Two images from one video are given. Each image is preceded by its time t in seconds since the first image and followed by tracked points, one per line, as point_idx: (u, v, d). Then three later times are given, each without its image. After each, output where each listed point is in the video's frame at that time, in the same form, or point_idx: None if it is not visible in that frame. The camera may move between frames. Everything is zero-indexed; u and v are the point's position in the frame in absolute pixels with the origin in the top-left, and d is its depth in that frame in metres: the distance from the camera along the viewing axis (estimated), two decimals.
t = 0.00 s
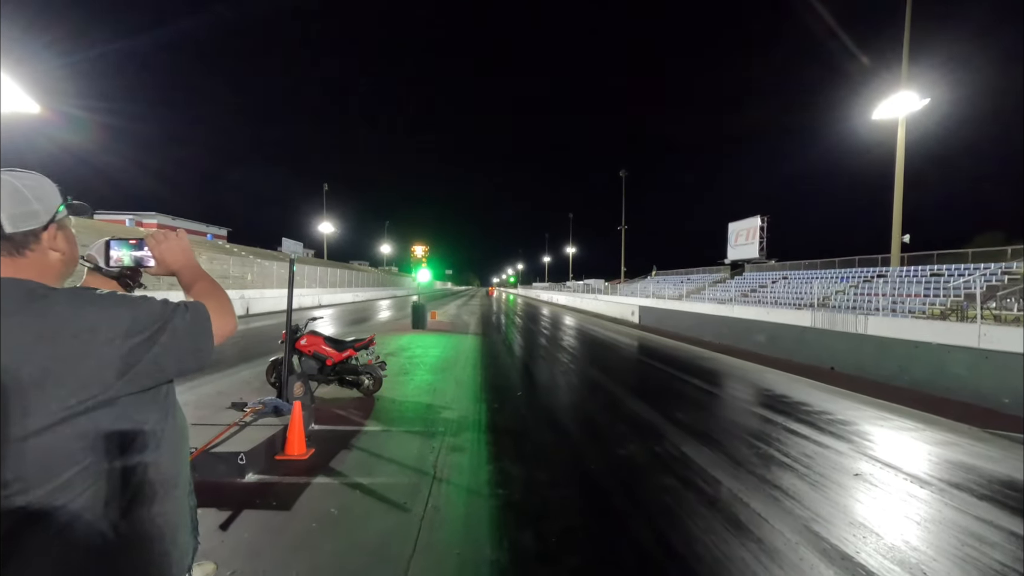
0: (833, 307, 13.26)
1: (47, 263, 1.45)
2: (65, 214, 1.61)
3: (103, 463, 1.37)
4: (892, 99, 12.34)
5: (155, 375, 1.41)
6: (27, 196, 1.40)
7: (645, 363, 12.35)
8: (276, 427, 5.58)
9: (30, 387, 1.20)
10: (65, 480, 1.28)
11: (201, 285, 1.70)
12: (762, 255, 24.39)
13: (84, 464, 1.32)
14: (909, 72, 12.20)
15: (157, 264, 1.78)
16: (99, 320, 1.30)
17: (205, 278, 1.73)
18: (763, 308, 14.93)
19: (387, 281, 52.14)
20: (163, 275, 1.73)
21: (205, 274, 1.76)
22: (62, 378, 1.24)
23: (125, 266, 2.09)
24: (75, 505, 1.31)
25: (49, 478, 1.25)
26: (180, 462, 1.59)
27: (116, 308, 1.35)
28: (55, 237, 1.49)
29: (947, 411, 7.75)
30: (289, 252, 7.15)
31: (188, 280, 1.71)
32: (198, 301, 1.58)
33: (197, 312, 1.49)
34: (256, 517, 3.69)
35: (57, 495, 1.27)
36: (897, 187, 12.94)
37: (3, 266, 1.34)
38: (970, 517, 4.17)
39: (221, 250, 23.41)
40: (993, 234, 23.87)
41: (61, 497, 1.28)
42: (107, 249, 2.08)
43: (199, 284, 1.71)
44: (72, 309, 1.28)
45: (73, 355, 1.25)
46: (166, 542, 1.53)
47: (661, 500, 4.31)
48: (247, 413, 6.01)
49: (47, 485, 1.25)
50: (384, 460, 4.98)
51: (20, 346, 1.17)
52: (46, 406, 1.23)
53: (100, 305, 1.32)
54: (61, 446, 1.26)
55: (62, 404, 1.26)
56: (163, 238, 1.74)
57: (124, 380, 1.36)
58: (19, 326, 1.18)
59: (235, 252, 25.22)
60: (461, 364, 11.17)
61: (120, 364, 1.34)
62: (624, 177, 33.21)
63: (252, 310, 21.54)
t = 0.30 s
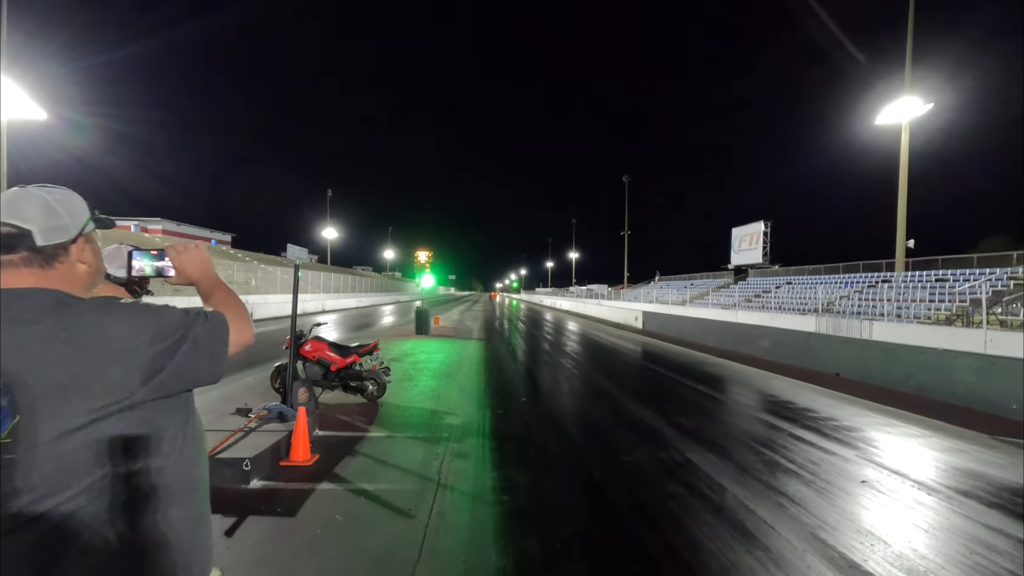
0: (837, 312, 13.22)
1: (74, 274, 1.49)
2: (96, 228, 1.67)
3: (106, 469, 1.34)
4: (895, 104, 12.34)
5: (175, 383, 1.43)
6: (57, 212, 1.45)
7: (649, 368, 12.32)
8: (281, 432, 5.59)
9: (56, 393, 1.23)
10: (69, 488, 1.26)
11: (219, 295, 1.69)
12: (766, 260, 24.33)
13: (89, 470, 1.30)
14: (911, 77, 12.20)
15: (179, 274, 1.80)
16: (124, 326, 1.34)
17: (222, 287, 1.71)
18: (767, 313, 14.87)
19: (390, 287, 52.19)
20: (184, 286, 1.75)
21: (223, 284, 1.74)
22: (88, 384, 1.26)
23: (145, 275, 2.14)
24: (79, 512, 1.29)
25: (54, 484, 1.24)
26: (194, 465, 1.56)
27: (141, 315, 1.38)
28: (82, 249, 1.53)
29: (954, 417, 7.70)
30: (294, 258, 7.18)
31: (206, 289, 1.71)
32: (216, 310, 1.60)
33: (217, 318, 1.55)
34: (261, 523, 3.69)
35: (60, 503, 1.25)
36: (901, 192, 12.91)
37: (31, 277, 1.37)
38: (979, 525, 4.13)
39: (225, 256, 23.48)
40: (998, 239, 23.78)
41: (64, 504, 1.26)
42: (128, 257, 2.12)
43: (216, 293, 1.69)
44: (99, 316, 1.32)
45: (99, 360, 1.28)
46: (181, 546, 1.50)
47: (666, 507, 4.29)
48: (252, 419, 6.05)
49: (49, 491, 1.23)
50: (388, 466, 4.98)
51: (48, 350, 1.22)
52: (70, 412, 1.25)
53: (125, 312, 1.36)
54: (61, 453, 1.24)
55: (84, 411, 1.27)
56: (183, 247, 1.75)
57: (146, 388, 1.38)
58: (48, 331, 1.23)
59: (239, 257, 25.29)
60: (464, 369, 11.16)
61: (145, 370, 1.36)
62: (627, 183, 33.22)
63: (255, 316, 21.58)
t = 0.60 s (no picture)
0: (840, 316, 13.18)
1: (124, 281, 1.53)
2: (145, 240, 1.72)
3: (108, 475, 1.30)
4: (897, 108, 12.34)
5: (215, 385, 1.47)
6: (112, 223, 1.52)
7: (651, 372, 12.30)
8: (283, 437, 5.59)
9: (106, 393, 1.28)
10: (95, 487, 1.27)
11: (252, 305, 1.69)
12: (769, 264, 24.28)
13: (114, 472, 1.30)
14: (914, 81, 12.21)
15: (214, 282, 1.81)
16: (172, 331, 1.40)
17: (256, 298, 1.72)
18: (769, 317, 14.83)
19: (392, 291, 52.23)
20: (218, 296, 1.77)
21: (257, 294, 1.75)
22: (137, 384, 1.32)
23: (181, 284, 2.24)
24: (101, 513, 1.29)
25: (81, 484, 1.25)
26: (218, 469, 1.53)
27: (185, 322, 1.44)
28: (132, 258, 1.57)
29: (958, 422, 7.66)
30: (296, 262, 7.19)
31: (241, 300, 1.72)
32: (253, 318, 1.61)
33: (255, 326, 1.59)
34: (263, 528, 3.69)
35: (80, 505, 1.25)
36: (904, 196, 12.90)
37: (84, 282, 1.43)
38: (985, 531, 4.11)
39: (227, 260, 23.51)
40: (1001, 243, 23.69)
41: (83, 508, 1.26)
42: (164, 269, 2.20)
43: (250, 303, 1.70)
44: (148, 322, 1.39)
45: (148, 361, 1.34)
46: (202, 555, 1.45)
47: (670, 512, 4.28)
48: (254, 424, 6.01)
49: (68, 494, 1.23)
50: (390, 470, 4.97)
51: (99, 352, 1.28)
52: (118, 411, 1.29)
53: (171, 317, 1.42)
54: (76, 457, 1.25)
55: (131, 411, 1.31)
56: (219, 256, 1.74)
57: (189, 390, 1.43)
58: (104, 334, 1.31)
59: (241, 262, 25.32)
60: (466, 374, 11.15)
61: (189, 373, 1.42)
62: (629, 187, 33.24)
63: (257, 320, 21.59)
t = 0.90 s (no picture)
0: (842, 320, 13.16)
1: (188, 291, 1.52)
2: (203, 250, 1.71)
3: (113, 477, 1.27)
4: (897, 113, 12.36)
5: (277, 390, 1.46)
6: (178, 235, 1.52)
7: (653, 377, 12.28)
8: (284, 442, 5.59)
9: (180, 399, 1.27)
10: (169, 491, 1.27)
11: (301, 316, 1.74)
12: (770, 268, 24.27)
13: (187, 477, 1.28)
14: (914, 85, 12.22)
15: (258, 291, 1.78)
16: (239, 338, 1.38)
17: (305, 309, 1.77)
18: (771, 321, 14.80)
19: (394, 295, 52.35)
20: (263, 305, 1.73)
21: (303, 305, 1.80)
22: (208, 391, 1.30)
23: (227, 294, 2.31)
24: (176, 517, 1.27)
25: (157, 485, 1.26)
26: (274, 469, 1.53)
27: (249, 328, 1.42)
28: (196, 268, 1.57)
29: (961, 427, 7.63)
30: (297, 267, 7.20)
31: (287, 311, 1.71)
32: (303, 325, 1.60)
33: (309, 333, 1.55)
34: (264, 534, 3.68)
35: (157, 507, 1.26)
36: (905, 200, 12.90)
37: (154, 294, 1.43)
38: (989, 537, 4.08)
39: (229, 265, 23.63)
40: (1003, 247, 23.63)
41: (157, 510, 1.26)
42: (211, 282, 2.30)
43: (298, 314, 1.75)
44: (216, 328, 1.37)
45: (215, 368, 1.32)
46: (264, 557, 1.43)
47: (672, 518, 4.26)
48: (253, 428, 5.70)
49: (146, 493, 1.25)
50: (392, 476, 4.96)
51: (170, 359, 1.27)
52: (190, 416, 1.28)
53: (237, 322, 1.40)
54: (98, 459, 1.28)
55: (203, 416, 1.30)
56: (266, 268, 1.73)
57: (254, 396, 1.41)
58: (177, 341, 1.29)
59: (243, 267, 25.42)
60: (467, 378, 11.15)
61: (253, 380, 1.40)
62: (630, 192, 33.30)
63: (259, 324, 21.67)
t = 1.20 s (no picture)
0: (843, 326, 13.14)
1: (237, 296, 1.60)
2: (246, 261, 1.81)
3: (132, 472, 1.34)
4: (898, 118, 12.37)
5: (323, 391, 1.52)
6: (228, 243, 1.61)
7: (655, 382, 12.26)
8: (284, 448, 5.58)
9: (242, 397, 1.32)
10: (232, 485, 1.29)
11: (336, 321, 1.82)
12: (770, 273, 24.27)
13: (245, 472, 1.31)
14: (913, 91, 12.26)
15: (289, 300, 1.86)
16: (292, 340, 1.45)
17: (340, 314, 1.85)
18: (772, 326, 14.80)
19: (395, 301, 52.30)
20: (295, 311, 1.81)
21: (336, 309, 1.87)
22: (269, 388, 1.36)
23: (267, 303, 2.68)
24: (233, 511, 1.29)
25: (220, 479, 1.28)
26: (314, 466, 1.57)
27: (299, 331, 1.48)
28: (244, 275, 1.65)
29: (963, 433, 7.61)
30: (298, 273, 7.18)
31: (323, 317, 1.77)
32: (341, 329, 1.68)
33: (348, 337, 1.62)
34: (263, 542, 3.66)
35: (218, 500, 1.27)
36: (906, 206, 12.90)
37: (209, 298, 1.49)
38: (992, 544, 4.06)
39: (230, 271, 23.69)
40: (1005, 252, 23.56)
41: (216, 505, 1.27)
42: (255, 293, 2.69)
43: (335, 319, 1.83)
44: (272, 331, 1.44)
45: (272, 368, 1.37)
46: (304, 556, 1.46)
47: (674, 524, 4.24)
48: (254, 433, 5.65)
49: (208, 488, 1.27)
50: (392, 482, 4.95)
51: (231, 358, 1.32)
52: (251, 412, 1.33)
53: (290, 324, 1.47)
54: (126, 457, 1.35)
55: (263, 413, 1.35)
56: (298, 276, 1.83)
57: (305, 396, 1.47)
58: (238, 343, 1.35)
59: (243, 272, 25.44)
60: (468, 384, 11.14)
61: (306, 380, 1.46)
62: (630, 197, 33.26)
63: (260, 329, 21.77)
